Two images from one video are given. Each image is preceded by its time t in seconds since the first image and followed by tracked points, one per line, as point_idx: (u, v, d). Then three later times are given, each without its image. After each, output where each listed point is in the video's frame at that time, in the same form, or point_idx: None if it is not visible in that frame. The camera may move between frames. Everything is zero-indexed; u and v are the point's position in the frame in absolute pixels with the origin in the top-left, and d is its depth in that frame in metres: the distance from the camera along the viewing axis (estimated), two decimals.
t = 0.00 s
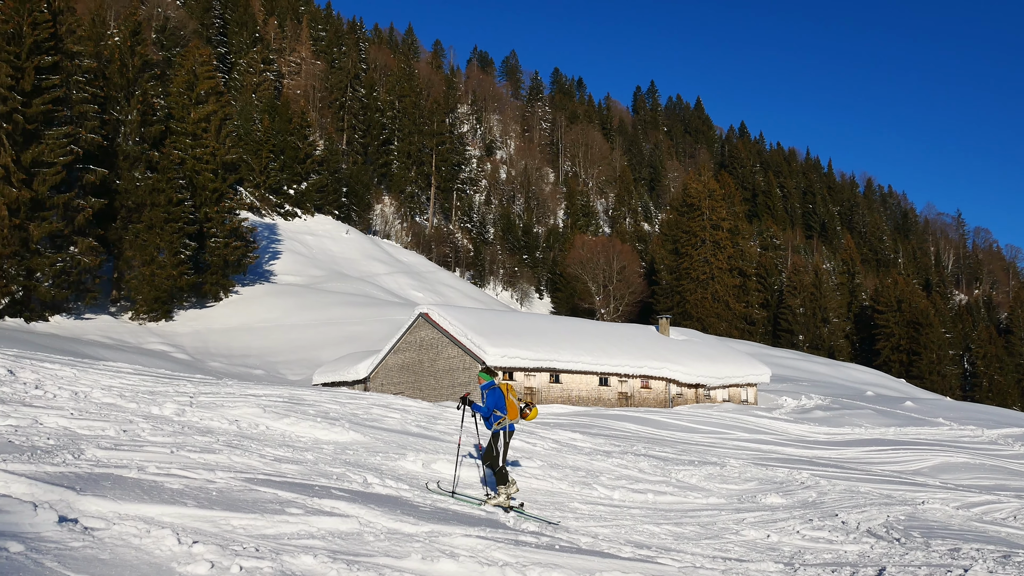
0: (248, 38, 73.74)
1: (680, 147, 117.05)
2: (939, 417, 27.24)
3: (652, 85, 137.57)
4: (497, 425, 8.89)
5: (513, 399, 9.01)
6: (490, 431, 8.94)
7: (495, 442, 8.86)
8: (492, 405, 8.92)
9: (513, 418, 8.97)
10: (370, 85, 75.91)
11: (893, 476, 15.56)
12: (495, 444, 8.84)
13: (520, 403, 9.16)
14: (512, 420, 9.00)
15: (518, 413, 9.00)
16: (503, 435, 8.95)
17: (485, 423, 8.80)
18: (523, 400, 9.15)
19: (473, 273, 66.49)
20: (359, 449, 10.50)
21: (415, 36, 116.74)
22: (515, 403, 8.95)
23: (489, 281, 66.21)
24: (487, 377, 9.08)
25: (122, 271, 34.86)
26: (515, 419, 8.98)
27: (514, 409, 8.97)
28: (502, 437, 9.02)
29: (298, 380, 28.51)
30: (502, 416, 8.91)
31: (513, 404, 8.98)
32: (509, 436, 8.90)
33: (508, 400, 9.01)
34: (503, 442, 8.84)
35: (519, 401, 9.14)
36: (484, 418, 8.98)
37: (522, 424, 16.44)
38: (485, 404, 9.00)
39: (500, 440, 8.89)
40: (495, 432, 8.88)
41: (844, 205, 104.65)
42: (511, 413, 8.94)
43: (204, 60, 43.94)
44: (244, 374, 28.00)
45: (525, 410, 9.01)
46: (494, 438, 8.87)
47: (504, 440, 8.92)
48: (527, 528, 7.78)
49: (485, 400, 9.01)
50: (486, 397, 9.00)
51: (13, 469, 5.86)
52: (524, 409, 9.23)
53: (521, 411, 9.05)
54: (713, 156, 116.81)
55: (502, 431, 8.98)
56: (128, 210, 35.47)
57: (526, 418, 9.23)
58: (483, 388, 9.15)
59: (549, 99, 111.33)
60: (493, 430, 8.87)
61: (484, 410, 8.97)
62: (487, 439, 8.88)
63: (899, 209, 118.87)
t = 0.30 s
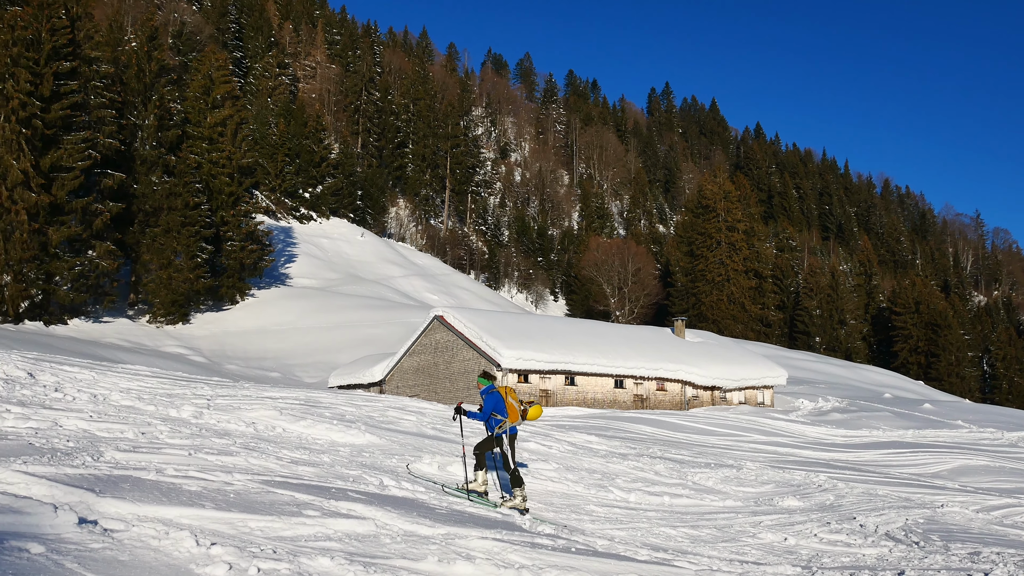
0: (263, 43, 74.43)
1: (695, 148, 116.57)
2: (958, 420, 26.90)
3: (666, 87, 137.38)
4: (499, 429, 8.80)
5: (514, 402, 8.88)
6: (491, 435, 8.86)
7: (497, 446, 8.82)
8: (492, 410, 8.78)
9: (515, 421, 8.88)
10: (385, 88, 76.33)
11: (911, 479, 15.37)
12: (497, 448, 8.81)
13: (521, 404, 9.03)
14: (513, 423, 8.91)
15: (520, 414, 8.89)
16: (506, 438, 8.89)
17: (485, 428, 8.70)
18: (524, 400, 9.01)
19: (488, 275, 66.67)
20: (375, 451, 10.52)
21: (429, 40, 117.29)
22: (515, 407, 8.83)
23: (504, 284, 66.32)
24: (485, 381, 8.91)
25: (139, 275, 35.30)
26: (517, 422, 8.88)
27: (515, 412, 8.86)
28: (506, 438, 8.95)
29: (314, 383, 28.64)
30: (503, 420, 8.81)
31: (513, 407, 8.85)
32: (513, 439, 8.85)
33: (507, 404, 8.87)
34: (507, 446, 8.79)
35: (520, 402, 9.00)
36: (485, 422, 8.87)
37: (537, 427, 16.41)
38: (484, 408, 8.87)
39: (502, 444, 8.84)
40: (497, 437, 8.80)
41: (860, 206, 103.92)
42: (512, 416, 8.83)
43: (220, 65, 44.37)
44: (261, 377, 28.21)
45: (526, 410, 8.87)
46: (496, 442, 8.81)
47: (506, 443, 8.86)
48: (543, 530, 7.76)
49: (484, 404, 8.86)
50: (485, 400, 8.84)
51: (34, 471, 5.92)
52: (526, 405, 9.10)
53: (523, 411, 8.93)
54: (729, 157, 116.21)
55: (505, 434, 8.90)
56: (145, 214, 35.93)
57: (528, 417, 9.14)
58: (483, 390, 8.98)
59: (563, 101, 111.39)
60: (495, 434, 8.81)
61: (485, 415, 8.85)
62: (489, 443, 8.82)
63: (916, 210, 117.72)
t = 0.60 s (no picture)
0: (278, 47, 75.06)
1: (710, 150, 116.01)
2: (978, 422, 26.52)
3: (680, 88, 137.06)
4: (496, 424, 8.96)
5: (509, 396, 9.06)
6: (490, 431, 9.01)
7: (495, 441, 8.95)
8: (488, 405, 8.94)
9: (511, 414, 9.05)
10: (399, 91, 76.66)
11: (930, 482, 15.15)
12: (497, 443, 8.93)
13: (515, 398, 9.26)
14: (510, 417, 9.08)
15: (516, 408, 9.08)
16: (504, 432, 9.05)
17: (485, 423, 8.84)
18: (518, 395, 9.25)
19: (503, 278, 66.73)
20: (391, 454, 10.56)
21: (443, 43, 117.71)
22: (512, 400, 9.04)
23: (519, 286, 66.35)
24: (480, 377, 9.08)
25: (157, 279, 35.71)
26: (513, 415, 9.06)
27: (511, 406, 9.06)
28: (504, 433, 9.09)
29: (330, 386, 28.77)
30: (501, 414, 8.99)
31: (510, 401, 9.06)
32: (511, 433, 9.02)
33: (503, 398, 9.06)
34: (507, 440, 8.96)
35: (516, 396, 9.20)
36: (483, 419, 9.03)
37: (553, 429, 16.38)
38: (481, 404, 9.02)
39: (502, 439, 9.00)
40: (496, 431, 8.97)
41: (877, 207, 102.94)
42: (508, 410, 9.01)
43: (235, 69, 44.71)
44: (277, 380, 28.30)
45: (522, 403, 9.05)
46: (495, 437, 8.95)
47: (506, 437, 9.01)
48: (559, 532, 7.73)
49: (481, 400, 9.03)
50: (482, 396, 9.00)
51: (54, 472, 5.98)
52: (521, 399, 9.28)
53: (519, 404, 9.10)
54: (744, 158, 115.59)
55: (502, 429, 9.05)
56: (162, 218, 36.33)
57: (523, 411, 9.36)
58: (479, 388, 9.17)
59: (577, 103, 111.35)
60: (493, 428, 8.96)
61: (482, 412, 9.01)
62: (489, 439, 8.96)
63: (934, 211, 116.37)
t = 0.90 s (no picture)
0: (293, 50, 75.62)
1: (725, 151, 115.37)
2: (996, 424, 26.14)
3: (694, 89, 136.65)
4: (500, 416, 9.17)
5: (515, 391, 9.29)
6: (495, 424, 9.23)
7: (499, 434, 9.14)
8: (495, 398, 9.19)
9: (516, 409, 9.23)
10: (414, 94, 76.96)
11: (949, 484, 14.93)
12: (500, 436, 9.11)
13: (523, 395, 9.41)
14: (515, 412, 9.26)
15: (522, 404, 9.26)
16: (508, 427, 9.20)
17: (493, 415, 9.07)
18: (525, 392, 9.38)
19: (518, 280, 66.79)
20: (407, 456, 10.57)
21: (457, 46, 118.06)
22: (517, 395, 9.23)
23: (534, 289, 66.43)
24: (488, 372, 9.38)
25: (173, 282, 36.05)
26: (518, 410, 9.24)
27: (517, 401, 9.25)
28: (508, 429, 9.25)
29: (345, 389, 28.86)
30: (505, 408, 9.20)
31: (515, 396, 9.24)
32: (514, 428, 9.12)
33: (510, 393, 9.30)
34: (508, 435, 9.10)
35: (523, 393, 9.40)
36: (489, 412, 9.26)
37: (568, 432, 16.33)
38: (489, 398, 9.30)
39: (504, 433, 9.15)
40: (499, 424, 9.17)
41: (894, 208, 101.98)
42: (513, 404, 9.22)
43: (251, 73, 44.99)
44: (293, 383, 28.44)
45: (527, 399, 9.22)
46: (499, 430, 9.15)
47: (509, 432, 9.14)
48: (575, 536, 7.69)
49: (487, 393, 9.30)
50: (489, 390, 9.29)
51: (72, 476, 6.04)
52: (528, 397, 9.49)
53: (525, 401, 9.30)
54: (760, 159, 114.97)
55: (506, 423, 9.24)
56: (179, 222, 36.69)
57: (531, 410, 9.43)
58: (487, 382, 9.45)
59: (591, 106, 111.30)
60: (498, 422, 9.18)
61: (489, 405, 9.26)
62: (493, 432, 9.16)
63: (952, 211, 115.12)
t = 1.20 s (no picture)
0: (308, 55, 76.19)
1: (740, 153, 114.75)
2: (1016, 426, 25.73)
3: (709, 90, 136.16)
4: (501, 420, 9.16)
5: (518, 396, 9.24)
6: (495, 426, 9.17)
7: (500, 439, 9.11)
8: (498, 402, 9.14)
9: (518, 414, 9.20)
10: (428, 97, 77.20)
11: (968, 486, 14.71)
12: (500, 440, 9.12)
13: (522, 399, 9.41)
14: (515, 416, 9.23)
15: (522, 408, 9.22)
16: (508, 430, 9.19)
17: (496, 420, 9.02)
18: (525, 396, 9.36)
19: (533, 283, 66.77)
20: (422, 459, 10.59)
21: (471, 49, 118.31)
22: (520, 400, 9.23)
23: (548, 291, 66.44)
24: (491, 374, 9.25)
25: (190, 286, 36.35)
26: (519, 415, 9.21)
27: (518, 405, 9.21)
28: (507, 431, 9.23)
29: (360, 392, 28.93)
30: (507, 412, 9.16)
31: (518, 400, 9.24)
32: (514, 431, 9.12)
33: (511, 397, 9.23)
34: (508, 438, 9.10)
35: (524, 397, 9.35)
36: (490, 415, 9.22)
37: (583, 434, 16.27)
38: (491, 400, 9.22)
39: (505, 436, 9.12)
40: (498, 428, 9.14)
41: (911, 209, 101.01)
42: (515, 409, 9.18)
43: (265, 77, 45.21)
44: (309, 387, 28.58)
45: (529, 404, 9.16)
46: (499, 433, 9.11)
47: (508, 435, 9.10)
48: (592, 539, 7.64)
49: (489, 396, 9.21)
50: (492, 393, 9.19)
51: (90, 479, 6.09)
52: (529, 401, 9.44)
53: (526, 405, 9.25)
54: (775, 161, 114.29)
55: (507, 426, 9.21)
56: (195, 226, 37.03)
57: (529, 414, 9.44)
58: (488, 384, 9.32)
59: (605, 108, 111.19)
60: (499, 425, 9.13)
61: (490, 408, 9.20)
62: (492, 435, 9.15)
63: (970, 211, 113.83)
